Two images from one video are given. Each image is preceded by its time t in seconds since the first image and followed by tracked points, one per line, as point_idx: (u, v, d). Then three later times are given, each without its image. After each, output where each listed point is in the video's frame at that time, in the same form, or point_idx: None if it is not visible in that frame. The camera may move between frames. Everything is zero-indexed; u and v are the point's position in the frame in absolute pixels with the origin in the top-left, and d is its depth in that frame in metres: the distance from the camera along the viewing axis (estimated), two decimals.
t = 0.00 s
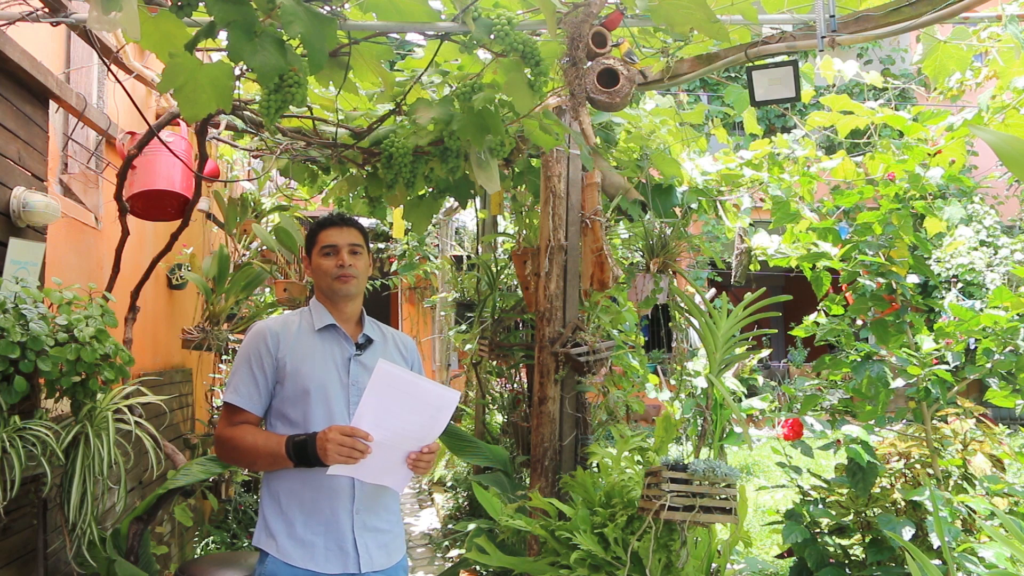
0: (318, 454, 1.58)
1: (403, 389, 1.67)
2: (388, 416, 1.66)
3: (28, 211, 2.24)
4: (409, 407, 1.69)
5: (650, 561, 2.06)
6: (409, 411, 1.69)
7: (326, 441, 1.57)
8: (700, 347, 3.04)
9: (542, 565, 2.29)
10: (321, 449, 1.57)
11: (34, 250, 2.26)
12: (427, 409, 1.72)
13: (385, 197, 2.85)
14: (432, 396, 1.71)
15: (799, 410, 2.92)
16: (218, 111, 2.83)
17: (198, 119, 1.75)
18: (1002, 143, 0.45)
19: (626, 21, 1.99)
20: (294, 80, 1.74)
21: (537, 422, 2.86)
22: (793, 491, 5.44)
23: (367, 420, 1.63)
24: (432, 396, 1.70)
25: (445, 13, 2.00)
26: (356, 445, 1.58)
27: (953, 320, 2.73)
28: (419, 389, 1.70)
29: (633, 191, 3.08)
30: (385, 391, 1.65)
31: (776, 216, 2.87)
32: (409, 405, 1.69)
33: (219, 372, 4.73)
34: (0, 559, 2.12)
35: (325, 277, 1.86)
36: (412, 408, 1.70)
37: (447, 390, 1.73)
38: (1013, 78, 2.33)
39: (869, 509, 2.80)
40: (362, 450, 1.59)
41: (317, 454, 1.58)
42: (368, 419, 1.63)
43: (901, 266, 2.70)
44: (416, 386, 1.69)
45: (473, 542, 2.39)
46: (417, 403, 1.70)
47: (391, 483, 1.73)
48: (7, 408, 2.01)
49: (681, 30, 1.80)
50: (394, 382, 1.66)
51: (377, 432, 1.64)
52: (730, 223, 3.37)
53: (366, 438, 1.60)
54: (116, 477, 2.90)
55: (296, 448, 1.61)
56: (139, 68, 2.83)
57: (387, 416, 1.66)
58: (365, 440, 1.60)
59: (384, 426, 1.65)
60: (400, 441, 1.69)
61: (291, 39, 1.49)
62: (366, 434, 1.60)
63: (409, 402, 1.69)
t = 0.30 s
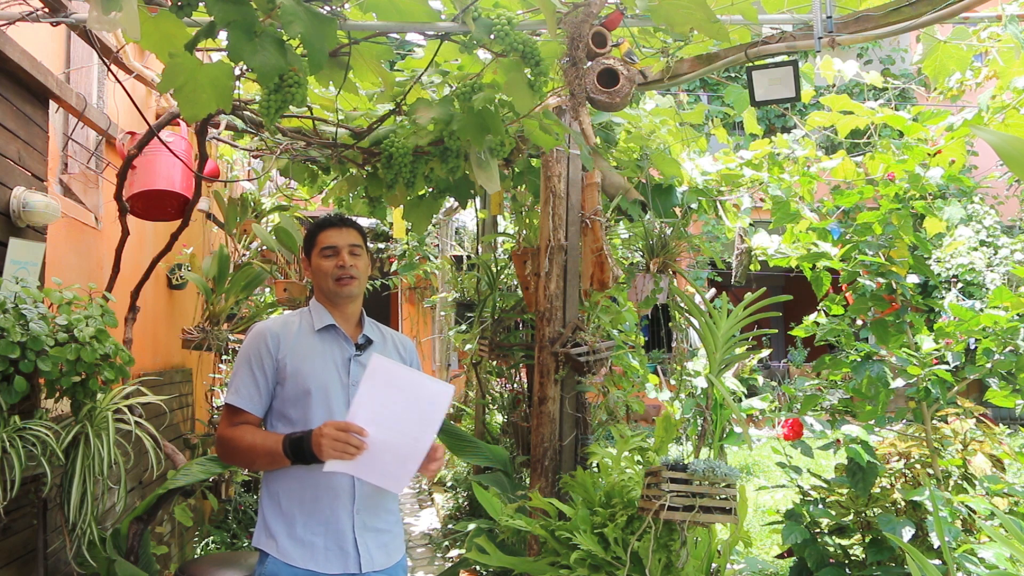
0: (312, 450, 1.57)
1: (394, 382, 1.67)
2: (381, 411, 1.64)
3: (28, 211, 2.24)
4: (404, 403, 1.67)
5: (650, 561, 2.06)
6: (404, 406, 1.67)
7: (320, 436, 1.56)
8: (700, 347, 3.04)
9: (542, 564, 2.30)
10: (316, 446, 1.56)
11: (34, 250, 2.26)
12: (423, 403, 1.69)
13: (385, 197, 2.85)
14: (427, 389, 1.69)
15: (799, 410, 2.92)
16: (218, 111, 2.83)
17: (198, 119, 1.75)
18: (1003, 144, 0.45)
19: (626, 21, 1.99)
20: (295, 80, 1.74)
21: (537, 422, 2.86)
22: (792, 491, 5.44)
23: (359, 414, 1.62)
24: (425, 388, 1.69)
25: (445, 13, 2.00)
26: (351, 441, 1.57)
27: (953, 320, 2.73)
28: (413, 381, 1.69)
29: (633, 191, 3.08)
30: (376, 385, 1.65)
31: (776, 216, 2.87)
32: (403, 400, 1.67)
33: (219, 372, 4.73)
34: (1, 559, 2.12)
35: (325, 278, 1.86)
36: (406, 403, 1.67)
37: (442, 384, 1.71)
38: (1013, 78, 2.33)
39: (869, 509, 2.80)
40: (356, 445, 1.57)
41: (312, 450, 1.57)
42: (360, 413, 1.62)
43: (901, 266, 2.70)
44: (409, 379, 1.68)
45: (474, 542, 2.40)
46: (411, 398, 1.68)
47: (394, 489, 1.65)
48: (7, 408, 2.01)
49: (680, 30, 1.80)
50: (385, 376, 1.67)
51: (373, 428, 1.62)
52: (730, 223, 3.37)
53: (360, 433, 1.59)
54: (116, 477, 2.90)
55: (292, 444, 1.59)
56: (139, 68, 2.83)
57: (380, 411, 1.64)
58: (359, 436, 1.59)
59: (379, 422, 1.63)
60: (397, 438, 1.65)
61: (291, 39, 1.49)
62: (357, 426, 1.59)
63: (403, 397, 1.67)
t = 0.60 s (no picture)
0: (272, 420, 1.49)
1: (346, 335, 1.56)
2: (336, 366, 1.53)
3: (28, 211, 2.23)
4: (359, 355, 1.56)
5: (650, 561, 2.06)
6: (359, 359, 1.55)
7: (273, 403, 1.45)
8: (700, 347, 3.04)
9: (542, 564, 2.30)
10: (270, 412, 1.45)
11: (34, 250, 2.26)
12: (380, 353, 1.57)
13: (385, 197, 2.85)
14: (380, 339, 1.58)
15: (799, 410, 2.92)
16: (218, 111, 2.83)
17: (198, 119, 1.75)
18: (1005, 145, 0.45)
19: (626, 21, 1.99)
20: (295, 80, 1.74)
21: (537, 422, 2.86)
22: (792, 491, 5.44)
23: (312, 371, 1.50)
24: (378, 336, 1.58)
25: (446, 13, 2.00)
26: (303, 401, 1.45)
27: (953, 320, 2.73)
28: (364, 331, 1.57)
29: (633, 191, 3.07)
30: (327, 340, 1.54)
31: (776, 216, 2.88)
32: (358, 352, 1.56)
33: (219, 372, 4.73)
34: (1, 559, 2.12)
35: (318, 277, 1.85)
36: (362, 355, 1.56)
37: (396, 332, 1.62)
38: (1013, 78, 2.33)
39: (869, 509, 2.80)
40: (310, 405, 1.45)
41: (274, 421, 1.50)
42: (313, 370, 1.51)
43: (901, 266, 2.70)
44: (359, 331, 1.57)
45: (474, 542, 2.40)
46: (365, 350, 1.56)
47: (364, 450, 1.51)
48: (7, 408, 2.01)
49: (680, 30, 1.80)
50: (336, 330, 1.56)
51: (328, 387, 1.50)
52: (730, 223, 3.37)
53: (313, 392, 1.47)
54: (116, 477, 2.90)
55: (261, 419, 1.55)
56: (139, 68, 2.83)
57: (333, 365, 1.53)
58: (312, 395, 1.47)
59: (334, 379, 1.51)
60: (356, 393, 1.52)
61: (291, 39, 1.49)
62: (310, 384, 1.47)
63: (356, 348, 1.56)
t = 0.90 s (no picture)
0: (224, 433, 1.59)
1: (286, 354, 1.57)
2: (276, 386, 1.56)
3: (28, 211, 2.23)
4: (298, 374, 1.55)
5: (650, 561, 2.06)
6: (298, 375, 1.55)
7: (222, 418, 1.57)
8: (701, 347, 3.04)
9: (542, 565, 2.30)
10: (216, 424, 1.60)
11: (34, 250, 2.26)
12: (315, 371, 1.54)
13: (385, 197, 2.85)
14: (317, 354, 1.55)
15: (799, 410, 2.92)
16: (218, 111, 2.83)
17: (198, 119, 1.75)
18: (1004, 146, 0.45)
19: (626, 21, 1.99)
20: (295, 80, 1.74)
21: (537, 422, 2.86)
22: (792, 491, 5.44)
23: (256, 392, 1.56)
24: (315, 353, 1.55)
25: (446, 13, 2.00)
26: (241, 418, 1.55)
27: (953, 320, 2.73)
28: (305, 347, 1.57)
29: (633, 191, 3.07)
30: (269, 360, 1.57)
31: (777, 216, 2.88)
32: (297, 372, 1.56)
33: (218, 372, 4.73)
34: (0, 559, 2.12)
35: (308, 275, 1.85)
36: (300, 375, 1.55)
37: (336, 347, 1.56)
38: (1013, 78, 2.33)
39: (869, 509, 2.80)
40: (247, 422, 1.55)
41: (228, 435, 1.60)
42: (257, 390, 1.56)
43: (901, 266, 2.70)
44: (299, 347, 1.57)
45: (473, 542, 2.40)
46: (304, 366, 1.56)
47: (305, 471, 1.52)
48: (7, 408, 2.01)
49: (680, 30, 1.80)
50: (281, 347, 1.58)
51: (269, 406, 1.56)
52: (730, 223, 3.37)
53: (252, 411, 1.56)
54: (116, 477, 2.90)
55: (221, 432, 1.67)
56: (139, 68, 2.83)
57: (275, 384, 1.56)
58: (251, 413, 1.55)
59: (276, 398, 1.56)
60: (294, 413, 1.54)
61: (291, 39, 1.49)
62: (251, 403, 1.55)
63: (296, 365, 1.56)
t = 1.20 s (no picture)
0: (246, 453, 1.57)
1: (323, 387, 1.59)
2: (309, 416, 1.58)
3: (28, 211, 2.23)
4: (335, 408, 1.59)
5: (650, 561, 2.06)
6: (334, 408, 1.59)
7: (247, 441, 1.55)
8: (701, 347, 3.05)
9: (542, 565, 2.30)
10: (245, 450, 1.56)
11: (34, 250, 2.26)
12: (356, 409, 1.59)
13: (385, 197, 2.85)
14: (357, 390, 1.60)
15: (799, 410, 2.92)
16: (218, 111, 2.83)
17: (198, 119, 1.75)
18: (1004, 145, 0.45)
19: (626, 21, 1.99)
20: (295, 80, 1.74)
21: (537, 422, 2.86)
22: (793, 491, 5.45)
23: (288, 421, 1.57)
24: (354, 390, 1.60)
25: (446, 13, 2.00)
26: (276, 446, 1.54)
27: (953, 320, 2.73)
28: (343, 382, 1.61)
29: (633, 191, 3.07)
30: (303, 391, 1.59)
31: (776, 216, 2.88)
32: (332, 405, 1.59)
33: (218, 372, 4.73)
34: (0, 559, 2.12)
35: (304, 274, 1.85)
36: (338, 409, 1.59)
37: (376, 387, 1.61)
38: (1013, 78, 2.33)
39: (869, 509, 2.80)
40: (282, 451, 1.55)
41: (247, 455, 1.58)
42: (288, 420, 1.57)
43: (901, 266, 2.70)
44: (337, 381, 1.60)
45: (474, 542, 2.40)
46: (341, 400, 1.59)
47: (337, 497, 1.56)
48: (6, 408, 2.01)
49: (680, 30, 1.80)
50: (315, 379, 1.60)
51: (303, 436, 1.57)
52: (730, 223, 3.37)
53: (287, 439, 1.55)
54: (116, 478, 2.90)
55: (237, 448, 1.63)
56: (139, 68, 2.83)
57: (309, 415, 1.58)
58: (286, 442, 1.55)
59: (310, 429, 1.57)
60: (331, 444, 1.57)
61: (291, 39, 1.49)
62: (284, 432, 1.55)
63: (332, 398, 1.59)
